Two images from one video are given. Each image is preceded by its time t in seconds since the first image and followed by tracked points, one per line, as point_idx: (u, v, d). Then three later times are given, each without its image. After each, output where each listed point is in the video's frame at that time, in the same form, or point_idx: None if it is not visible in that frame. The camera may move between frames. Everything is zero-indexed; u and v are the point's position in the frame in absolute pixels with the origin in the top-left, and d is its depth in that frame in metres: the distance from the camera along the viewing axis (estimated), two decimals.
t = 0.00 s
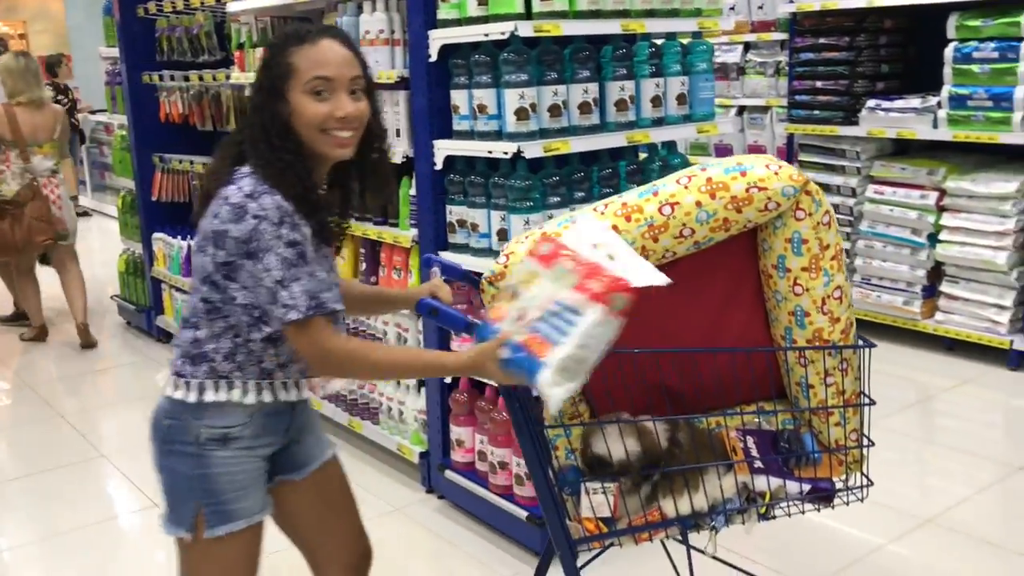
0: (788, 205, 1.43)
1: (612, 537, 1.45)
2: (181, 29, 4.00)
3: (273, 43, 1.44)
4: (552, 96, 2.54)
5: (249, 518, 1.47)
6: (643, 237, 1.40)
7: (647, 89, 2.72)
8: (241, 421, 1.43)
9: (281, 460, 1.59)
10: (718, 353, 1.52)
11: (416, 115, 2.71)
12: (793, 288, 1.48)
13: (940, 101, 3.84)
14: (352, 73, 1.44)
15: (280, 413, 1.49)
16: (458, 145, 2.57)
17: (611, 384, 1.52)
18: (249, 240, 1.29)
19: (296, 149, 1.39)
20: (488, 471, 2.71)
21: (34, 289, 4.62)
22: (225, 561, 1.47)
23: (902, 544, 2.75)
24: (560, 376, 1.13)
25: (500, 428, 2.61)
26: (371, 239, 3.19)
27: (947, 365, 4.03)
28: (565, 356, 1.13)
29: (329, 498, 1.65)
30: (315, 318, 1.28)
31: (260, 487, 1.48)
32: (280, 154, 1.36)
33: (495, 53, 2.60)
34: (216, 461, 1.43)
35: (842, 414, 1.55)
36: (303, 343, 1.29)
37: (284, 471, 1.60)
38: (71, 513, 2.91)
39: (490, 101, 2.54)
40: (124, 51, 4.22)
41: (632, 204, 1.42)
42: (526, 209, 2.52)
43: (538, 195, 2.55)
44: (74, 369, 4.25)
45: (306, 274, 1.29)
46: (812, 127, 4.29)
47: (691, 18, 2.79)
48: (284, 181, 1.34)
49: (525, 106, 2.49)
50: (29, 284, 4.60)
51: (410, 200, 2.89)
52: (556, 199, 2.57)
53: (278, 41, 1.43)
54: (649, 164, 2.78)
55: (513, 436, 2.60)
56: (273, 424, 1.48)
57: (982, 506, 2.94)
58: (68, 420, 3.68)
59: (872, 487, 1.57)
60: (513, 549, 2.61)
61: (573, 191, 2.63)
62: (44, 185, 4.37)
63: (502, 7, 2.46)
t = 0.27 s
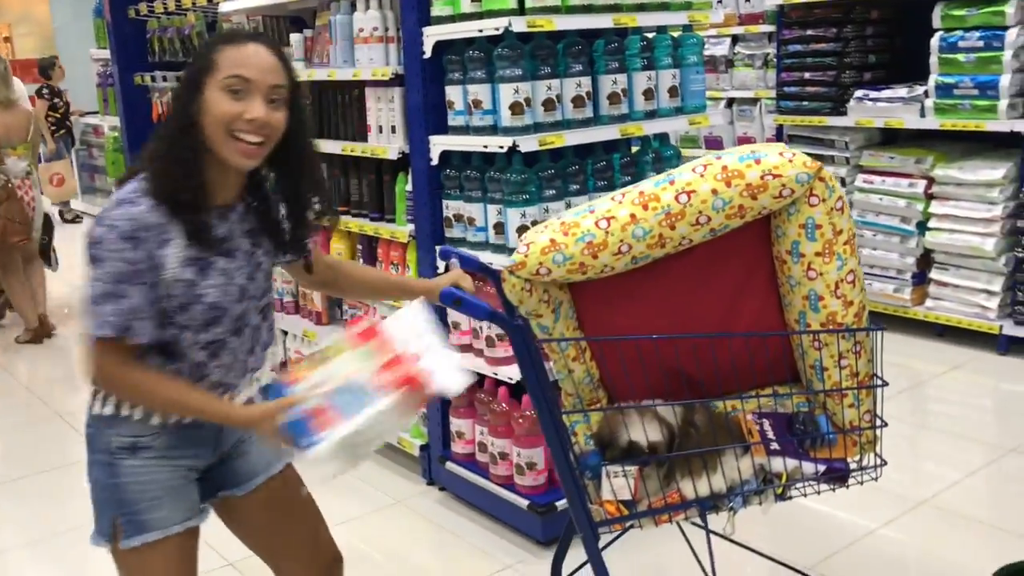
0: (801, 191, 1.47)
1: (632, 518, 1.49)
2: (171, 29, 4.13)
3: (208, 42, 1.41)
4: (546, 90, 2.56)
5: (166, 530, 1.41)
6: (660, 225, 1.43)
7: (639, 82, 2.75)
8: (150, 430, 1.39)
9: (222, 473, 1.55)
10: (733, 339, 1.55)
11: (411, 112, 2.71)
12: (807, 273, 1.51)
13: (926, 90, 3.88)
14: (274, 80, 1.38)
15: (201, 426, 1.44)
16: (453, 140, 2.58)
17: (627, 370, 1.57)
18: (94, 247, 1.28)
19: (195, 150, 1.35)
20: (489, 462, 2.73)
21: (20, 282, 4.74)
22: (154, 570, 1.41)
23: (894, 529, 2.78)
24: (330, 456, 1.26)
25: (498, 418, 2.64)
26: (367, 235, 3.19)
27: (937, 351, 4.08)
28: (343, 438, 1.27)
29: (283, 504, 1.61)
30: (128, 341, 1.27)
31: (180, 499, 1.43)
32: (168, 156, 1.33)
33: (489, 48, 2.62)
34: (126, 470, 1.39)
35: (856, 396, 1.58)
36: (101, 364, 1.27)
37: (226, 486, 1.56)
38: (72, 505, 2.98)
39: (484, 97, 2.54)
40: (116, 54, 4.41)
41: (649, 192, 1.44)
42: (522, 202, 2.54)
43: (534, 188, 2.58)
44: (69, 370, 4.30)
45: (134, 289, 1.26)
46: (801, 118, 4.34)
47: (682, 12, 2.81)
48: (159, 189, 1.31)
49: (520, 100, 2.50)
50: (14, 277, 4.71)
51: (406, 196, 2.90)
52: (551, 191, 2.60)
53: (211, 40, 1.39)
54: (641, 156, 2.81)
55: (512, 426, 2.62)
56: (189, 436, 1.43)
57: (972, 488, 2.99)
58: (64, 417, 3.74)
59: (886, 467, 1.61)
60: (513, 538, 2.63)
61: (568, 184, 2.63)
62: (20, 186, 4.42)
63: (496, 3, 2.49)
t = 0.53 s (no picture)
0: (807, 189, 1.51)
1: (644, 511, 1.53)
2: (172, 39, 4.21)
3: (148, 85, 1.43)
4: (549, 95, 2.60)
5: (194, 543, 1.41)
6: (670, 224, 1.48)
7: (639, 87, 2.80)
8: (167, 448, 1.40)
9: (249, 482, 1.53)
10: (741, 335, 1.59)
11: (416, 118, 2.76)
12: (813, 269, 1.56)
13: (919, 90, 3.93)
14: (228, 115, 1.42)
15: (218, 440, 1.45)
16: (457, 145, 2.64)
17: (639, 368, 1.62)
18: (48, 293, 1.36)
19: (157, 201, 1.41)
20: (497, 461, 2.77)
21: (18, 289, 4.86)
22: None
23: (893, 523, 2.82)
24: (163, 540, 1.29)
25: (506, 418, 2.69)
26: (372, 239, 3.21)
27: (933, 347, 4.13)
28: (183, 527, 1.28)
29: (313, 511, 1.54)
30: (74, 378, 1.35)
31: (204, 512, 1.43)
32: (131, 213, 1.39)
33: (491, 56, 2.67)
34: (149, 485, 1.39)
35: (862, 388, 1.62)
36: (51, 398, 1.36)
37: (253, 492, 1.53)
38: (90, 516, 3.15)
39: (489, 102, 2.61)
40: (113, 64, 4.48)
41: (659, 192, 1.49)
42: (526, 204, 2.57)
43: (538, 191, 2.62)
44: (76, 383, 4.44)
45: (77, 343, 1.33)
46: (794, 119, 4.40)
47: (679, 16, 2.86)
48: (110, 246, 1.37)
49: (523, 105, 2.54)
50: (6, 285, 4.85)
51: (411, 200, 2.94)
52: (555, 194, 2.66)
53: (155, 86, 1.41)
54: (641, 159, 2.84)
55: (520, 425, 2.67)
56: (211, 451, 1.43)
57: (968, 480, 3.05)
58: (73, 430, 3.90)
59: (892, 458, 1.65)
60: (523, 536, 2.68)
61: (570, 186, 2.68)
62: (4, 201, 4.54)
63: (497, 10, 2.53)
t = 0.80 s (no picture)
0: (791, 194, 1.56)
1: (638, 510, 1.56)
2: (166, 51, 4.27)
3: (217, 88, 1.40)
4: (546, 104, 2.66)
5: (293, 527, 1.50)
6: (659, 229, 1.53)
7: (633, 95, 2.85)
8: (278, 434, 1.47)
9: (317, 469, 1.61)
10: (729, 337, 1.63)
11: (413, 128, 2.81)
12: (798, 271, 1.61)
13: (904, 96, 4.00)
14: (305, 94, 1.40)
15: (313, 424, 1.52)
16: (454, 153, 2.70)
17: (631, 370, 1.67)
18: (219, 296, 1.31)
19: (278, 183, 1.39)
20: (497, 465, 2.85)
21: None
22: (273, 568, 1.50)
23: (883, 523, 2.87)
24: (476, 389, 1.17)
25: (504, 422, 2.77)
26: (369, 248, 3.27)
27: (922, 349, 4.18)
28: (488, 367, 1.18)
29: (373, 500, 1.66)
30: (276, 368, 1.30)
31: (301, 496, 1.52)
32: (256, 201, 1.36)
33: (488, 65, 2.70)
34: (261, 475, 1.46)
35: (847, 387, 1.67)
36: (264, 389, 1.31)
37: (321, 478, 1.62)
38: (88, 525, 3.21)
39: (486, 111, 2.64)
40: (107, 76, 4.49)
41: (648, 198, 1.54)
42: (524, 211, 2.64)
43: (536, 198, 2.68)
44: (71, 394, 4.49)
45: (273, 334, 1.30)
46: (782, 126, 4.45)
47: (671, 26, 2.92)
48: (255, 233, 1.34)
49: (520, 114, 2.60)
50: None
51: (409, 208, 3.00)
52: (552, 201, 2.72)
53: (229, 86, 1.39)
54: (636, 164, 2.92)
55: (518, 429, 2.74)
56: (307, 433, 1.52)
57: (956, 480, 3.10)
58: (69, 441, 3.96)
59: (876, 455, 1.70)
60: (522, 538, 2.77)
61: (567, 193, 2.75)
62: None
63: (494, 21, 2.61)
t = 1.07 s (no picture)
0: (766, 199, 1.60)
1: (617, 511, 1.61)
2: (145, 59, 4.28)
3: (323, 97, 1.57)
4: (528, 111, 2.71)
5: (329, 525, 1.64)
6: (638, 234, 1.56)
7: (613, 103, 2.90)
8: (318, 436, 1.62)
9: (352, 468, 1.75)
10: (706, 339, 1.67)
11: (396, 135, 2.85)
12: (773, 275, 1.64)
13: (877, 104, 4.07)
14: (403, 117, 1.58)
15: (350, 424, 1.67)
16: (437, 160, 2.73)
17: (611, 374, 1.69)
18: (343, 284, 1.45)
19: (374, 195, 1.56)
20: (480, 469, 2.90)
21: None
22: (304, 564, 1.65)
23: (859, 524, 2.91)
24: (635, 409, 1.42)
25: (488, 426, 2.81)
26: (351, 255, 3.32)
27: (896, 354, 4.24)
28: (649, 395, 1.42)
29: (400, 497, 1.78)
30: (418, 348, 1.48)
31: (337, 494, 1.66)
32: (362, 205, 1.52)
33: (471, 73, 2.76)
34: (300, 474, 1.62)
35: (821, 389, 1.71)
36: (407, 361, 1.47)
37: (356, 477, 1.75)
38: (68, 535, 3.21)
39: (469, 118, 2.69)
40: (86, 84, 4.48)
41: (627, 204, 1.57)
42: (507, 217, 2.68)
43: (519, 204, 2.73)
44: (48, 402, 4.48)
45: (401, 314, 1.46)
46: (758, 133, 4.51)
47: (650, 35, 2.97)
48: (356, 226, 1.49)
49: (503, 121, 2.64)
50: None
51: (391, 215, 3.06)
52: (534, 208, 2.77)
53: (335, 100, 1.55)
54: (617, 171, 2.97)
55: (502, 433, 2.80)
56: (345, 431, 1.66)
57: (930, 481, 3.15)
58: (47, 449, 3.96)
59: (850, 455, 1.73)
60: (506, 542, 2.81)
61: (549, 199, 2.81)
62: None
63: (477, 29, 2.63)
